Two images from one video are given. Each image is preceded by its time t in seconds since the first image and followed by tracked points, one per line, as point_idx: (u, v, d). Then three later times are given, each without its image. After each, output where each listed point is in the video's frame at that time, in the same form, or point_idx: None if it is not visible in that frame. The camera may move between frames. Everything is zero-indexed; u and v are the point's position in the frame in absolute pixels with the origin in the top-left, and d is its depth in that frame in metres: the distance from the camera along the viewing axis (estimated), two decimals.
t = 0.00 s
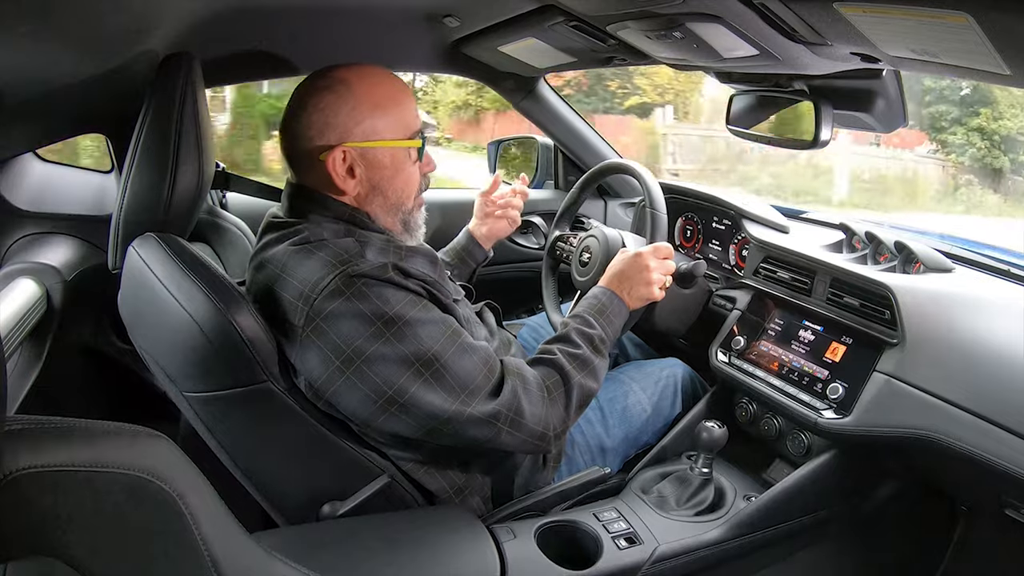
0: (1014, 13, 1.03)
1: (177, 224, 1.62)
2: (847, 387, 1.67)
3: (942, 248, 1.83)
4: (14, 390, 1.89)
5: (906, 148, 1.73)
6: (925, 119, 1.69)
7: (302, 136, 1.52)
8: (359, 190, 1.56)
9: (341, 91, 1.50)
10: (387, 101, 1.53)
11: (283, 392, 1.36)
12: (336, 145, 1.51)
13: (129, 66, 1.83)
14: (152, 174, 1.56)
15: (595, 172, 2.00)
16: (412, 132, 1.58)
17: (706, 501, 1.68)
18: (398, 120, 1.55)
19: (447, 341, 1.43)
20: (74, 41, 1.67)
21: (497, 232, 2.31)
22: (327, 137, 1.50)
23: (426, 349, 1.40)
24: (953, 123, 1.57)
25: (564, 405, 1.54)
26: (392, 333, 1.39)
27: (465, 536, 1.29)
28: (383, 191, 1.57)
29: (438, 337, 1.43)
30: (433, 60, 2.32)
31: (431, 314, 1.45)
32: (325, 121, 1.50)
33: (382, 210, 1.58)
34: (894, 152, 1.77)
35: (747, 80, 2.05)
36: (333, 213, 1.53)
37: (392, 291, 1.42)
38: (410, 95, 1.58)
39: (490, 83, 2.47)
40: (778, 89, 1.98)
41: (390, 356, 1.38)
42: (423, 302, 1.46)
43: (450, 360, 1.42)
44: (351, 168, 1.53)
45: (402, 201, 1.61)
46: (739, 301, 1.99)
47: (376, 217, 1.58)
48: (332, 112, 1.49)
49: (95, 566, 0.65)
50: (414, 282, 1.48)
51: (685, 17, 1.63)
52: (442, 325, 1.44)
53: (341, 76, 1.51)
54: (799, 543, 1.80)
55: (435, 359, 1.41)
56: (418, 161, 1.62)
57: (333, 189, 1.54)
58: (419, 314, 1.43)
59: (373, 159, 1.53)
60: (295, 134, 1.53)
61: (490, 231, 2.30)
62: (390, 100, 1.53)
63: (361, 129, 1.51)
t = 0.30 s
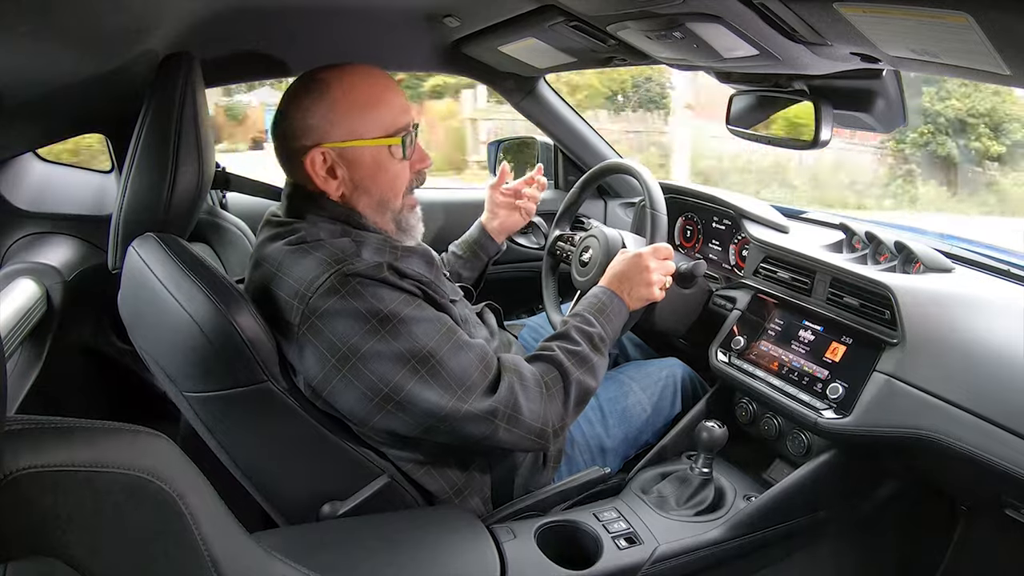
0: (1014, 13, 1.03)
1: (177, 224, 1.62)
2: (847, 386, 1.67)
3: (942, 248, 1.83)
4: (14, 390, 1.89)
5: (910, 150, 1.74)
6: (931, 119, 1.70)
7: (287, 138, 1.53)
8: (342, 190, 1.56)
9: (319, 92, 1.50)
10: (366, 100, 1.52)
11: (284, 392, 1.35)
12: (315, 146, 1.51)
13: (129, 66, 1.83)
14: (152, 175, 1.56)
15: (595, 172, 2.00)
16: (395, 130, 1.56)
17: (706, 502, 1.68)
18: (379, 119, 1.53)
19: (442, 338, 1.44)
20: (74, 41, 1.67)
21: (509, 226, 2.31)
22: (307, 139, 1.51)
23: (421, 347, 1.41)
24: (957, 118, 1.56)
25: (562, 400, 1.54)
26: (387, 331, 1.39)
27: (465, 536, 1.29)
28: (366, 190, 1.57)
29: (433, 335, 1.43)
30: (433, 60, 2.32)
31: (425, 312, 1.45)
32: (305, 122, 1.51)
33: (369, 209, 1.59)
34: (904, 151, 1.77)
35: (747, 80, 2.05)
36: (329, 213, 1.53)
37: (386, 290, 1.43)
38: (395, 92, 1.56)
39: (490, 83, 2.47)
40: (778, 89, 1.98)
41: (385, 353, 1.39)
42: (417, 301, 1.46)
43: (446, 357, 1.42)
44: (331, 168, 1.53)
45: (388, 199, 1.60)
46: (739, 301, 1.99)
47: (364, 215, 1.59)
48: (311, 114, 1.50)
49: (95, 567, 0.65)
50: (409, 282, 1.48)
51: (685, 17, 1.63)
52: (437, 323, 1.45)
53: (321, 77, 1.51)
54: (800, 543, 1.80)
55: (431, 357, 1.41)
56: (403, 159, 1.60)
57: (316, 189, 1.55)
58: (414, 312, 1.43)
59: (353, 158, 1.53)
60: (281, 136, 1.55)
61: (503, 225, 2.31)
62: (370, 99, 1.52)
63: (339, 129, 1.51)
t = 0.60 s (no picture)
0: (1015, 14, 1.03)
1: (177, 224, 1.62)
2: (847, 386, 1.67)
3: (942, 248, 1.83)
4: (13, 390, 1.89)
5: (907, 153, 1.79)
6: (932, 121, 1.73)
7: (282, 146, 1.53)
8: (345, 192, 1.56)
9: (308, 99, 1.49)
10: (357, 99, 1.51)
11: (284, 392, 1.35)
12: (314, 149, 1.51)
13: (129, 66, 1.83)
14: (152, 174, 1.56)
15: (595, 172, 2.00)
16: (389, 122, 1.57)
17: (706, 502, 1.68)
18: (372, 115, 1.54)
19: (445, 338, 1.44)
20: (74, 41, 1.67)
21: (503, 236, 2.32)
22: (305, 144, 1.51)
23: (424, 347, 1.41)
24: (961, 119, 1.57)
25: (563, 401, 1.54)
26: (389, 331, 1.40)
27: (465, 536, 1.29)
28: (368, 188, 1.57)
29: (435, 335, 1.43)
30: (433, 60, 2.32)
31: (428, 312, 1.45)
32: (300, 129, 1.50)
33: (372, 207, 1.59)
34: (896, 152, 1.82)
35: (747, 80, 2.05)
36: (330, 213, 1.53)
37: (388, 290, 1.43)
38: (381, 87, 1.56)
39: (490, 83, 2.47)
40: (778, 89, 1.98)
41: (388, 353, 1.39)
42: (419, 300, 1.46)
43: (448, 358, 1.42)
44: (333, 170, 1.53)
45: (389, 194, 1.61)
46: (739, 301, 1.99)
47: (368, 214, 1.59)
48: (305, 120, 1.50)
49: (95, 566, 0.65)
50: (411, 281, 1.48)
51: (685, 17, 1.63)
52: (440, 324, 1.45)
53: (306, 82, 1.49)
54: (800, 543, 1.79)
55: (433, 357, 1.41)
56: (400, 150, 1.61)
57: (318, 194, 1.55)
58: (416, 312, 1.43)
59: (353, 158, 1.53)
60: (275, 145, 1.54)
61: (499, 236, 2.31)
62: (360, 97, 1.52)
63: (336, 131, 1.51)
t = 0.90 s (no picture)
0: (1015, 14, 1.03)
1: (177, 225, 1.62)
2: (847, 386, 1.67)
3: (942, 248, 1.84)
4: (14, 390, 1.89)
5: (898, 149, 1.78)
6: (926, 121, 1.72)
7: (285, 141, 1.52)
8: (343, 195, 1.55)
9: (319, 98, 1.49)
10: (366, 105, 1.51)
11: (283, 392, 1.35)
12: (317, 150, 1.51)
13: (129, 66, 1.83)
14: (152, 174, 1.56)
15: (595, 172, 2.00)
16: (396, 135, 1.56)
17: (706, 502, 1.68)
18: (380, 124, 1.53)
19: (439, 333, 1.44)
20: (74, 41, 1.67)
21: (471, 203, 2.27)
22: (308, 143, 1.51)
23: (418, 342, 1.41)
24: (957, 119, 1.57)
25: (559, 397, 1.54)
26: (383, 327, 1.40)
27: (465, 536, 1.29)
28: (367, 195, 1.57)
29: (429, 330, 1.43)
30: (433, 60, 2.32)
31: (421, 308, 1.45)
32: (307, 128, 1.50)
33: (368, 213, 1.59)
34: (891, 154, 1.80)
35: (747, 80, 2.05)
36: (324, 213, 1.52)
37: (381, 287, 1.43)
38: (394, 96, 1.55)
39: (490, 82, 2.47)
40: (778, 89, 1.98)
41: (382, 350, 1.39)
42: (412, 297, 1.46)
43: (443, 352, 1.42)
44: (333, 173, 1.53)
45: (387, 203, 1.60)
46: (739, 301, 1.99)
47: (363, 219, 1.59)
48: (311, 119, 1.49)
49: (95, 566, 0.65)
50: (404, 279, 1.48)
51: (685, 16, 1.63)
52: (433, 319, 1.45)
53: (322, 80, 1.50)
54: (800, 543, 1.79)
55: (427, 352, 1.41)
56: (403, 163, 1.60)
57: (316, 193, 1.54)
58: (408, 308, 1.43)
59: (355, 164, 1.53)
60: (279, 138, 1.53)
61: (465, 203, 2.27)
62: (370, 103, 1.51)
63: (341, 134, 1.50)
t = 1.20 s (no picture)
0: (1015, 13, 1.03)
1: (177, 225, 1.62)
2: (848, 386, 1.67)
3: (942, 248, 1.84)
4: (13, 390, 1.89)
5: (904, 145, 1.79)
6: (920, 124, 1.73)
7: (289, 142, 1.53)
8: (346, 197, 1.55)
9: (321, 98, 1.49)
10: (369, 106, 1.50)
11: (284, 393, 1.35)
12: (319, 151, 1.51)
13: (129, 65, 1.83)
14: (152, 174, 1.56)
15: (595, 172, 2.00)
16: (399, 138, 1.55)
17: (706, 501, 1.68)
18: (382, 125, 1.52)
19: (439, 337, 1.44)
20: (74, 41, 1.67)
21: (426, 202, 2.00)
22: (311, 144, 1.51)
23: (419, 347, 1.41)
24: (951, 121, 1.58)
25: (562, 398, 1.54)
26: (384, 331, 1.40)
27: (465, 536, 1.29)
28: (370, 197, 1.56)
29: (430, 334, 1.43)
30: (433, 61, 2.32)
31: (422, 312, 1.45)
32: (310, 129, 1.50)
33: (370, 215, 1.58)
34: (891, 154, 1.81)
35: (747, 80, 2.05)
36: (324, 216, 1.53)
37: (382, 291, 1.43)
38: (397, 97, 1.55)
39: (490, 82, 2.47)
40: (778, 89, 1.98)
41: (383, 354, 1.39)
42: (413, 301, 1.46)
43: (444, 357, 1.42)
44: (335, 174, 1.53)
45: (390, 206, 1.59)
46: (739, 301, 1.99)
47: (365, 221, 1.58)
48: (314, 120, 1.49)
49: (95, 565, 0.65)
50: (405, 283, 1.48)
51: (685, 17, 1.63)
52: (434, 322, 1.45)
53: (324, 81, 1.50)
54: (800, 543, 1.79)
55: (428, 357, 1.41)
56: (406, 165, 1.59)
57: (319, 194, 1.54)
58: (409, 312, 1.43)
59: (358, 165, 1.52)
60: (282, 140, 1.53)
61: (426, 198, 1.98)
62: (372, 105, 1.51)
63: (343, 135, 1.50)
